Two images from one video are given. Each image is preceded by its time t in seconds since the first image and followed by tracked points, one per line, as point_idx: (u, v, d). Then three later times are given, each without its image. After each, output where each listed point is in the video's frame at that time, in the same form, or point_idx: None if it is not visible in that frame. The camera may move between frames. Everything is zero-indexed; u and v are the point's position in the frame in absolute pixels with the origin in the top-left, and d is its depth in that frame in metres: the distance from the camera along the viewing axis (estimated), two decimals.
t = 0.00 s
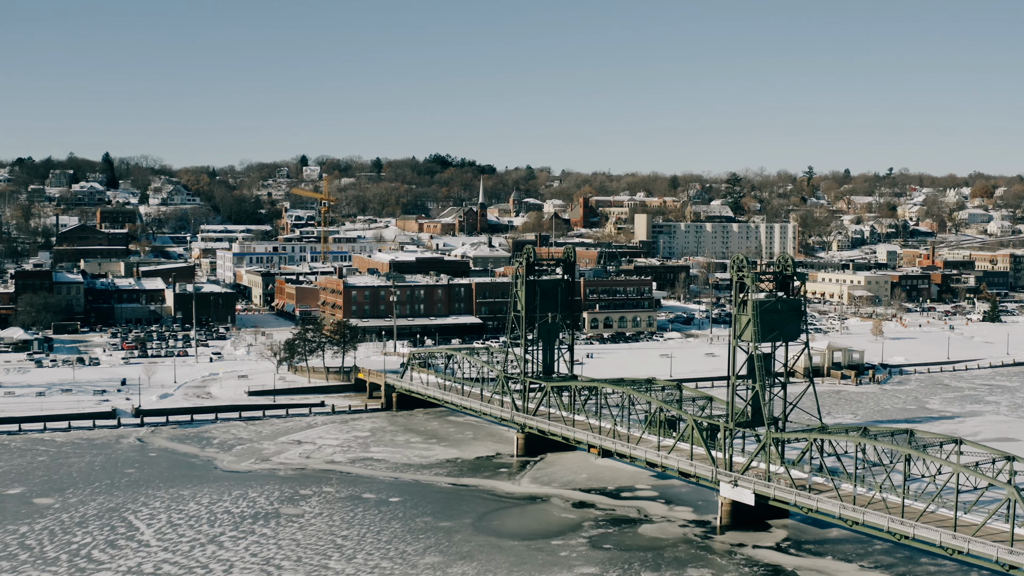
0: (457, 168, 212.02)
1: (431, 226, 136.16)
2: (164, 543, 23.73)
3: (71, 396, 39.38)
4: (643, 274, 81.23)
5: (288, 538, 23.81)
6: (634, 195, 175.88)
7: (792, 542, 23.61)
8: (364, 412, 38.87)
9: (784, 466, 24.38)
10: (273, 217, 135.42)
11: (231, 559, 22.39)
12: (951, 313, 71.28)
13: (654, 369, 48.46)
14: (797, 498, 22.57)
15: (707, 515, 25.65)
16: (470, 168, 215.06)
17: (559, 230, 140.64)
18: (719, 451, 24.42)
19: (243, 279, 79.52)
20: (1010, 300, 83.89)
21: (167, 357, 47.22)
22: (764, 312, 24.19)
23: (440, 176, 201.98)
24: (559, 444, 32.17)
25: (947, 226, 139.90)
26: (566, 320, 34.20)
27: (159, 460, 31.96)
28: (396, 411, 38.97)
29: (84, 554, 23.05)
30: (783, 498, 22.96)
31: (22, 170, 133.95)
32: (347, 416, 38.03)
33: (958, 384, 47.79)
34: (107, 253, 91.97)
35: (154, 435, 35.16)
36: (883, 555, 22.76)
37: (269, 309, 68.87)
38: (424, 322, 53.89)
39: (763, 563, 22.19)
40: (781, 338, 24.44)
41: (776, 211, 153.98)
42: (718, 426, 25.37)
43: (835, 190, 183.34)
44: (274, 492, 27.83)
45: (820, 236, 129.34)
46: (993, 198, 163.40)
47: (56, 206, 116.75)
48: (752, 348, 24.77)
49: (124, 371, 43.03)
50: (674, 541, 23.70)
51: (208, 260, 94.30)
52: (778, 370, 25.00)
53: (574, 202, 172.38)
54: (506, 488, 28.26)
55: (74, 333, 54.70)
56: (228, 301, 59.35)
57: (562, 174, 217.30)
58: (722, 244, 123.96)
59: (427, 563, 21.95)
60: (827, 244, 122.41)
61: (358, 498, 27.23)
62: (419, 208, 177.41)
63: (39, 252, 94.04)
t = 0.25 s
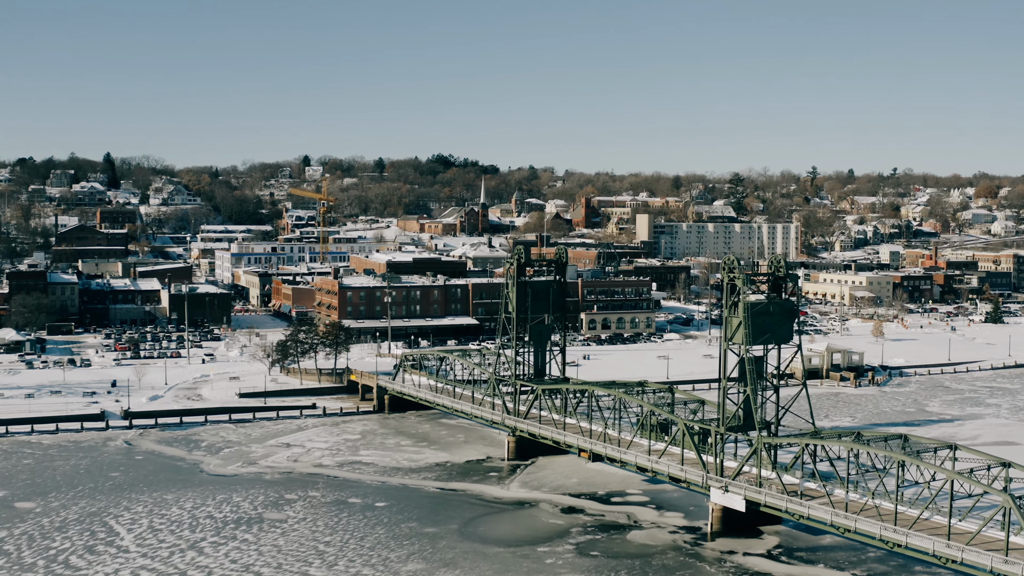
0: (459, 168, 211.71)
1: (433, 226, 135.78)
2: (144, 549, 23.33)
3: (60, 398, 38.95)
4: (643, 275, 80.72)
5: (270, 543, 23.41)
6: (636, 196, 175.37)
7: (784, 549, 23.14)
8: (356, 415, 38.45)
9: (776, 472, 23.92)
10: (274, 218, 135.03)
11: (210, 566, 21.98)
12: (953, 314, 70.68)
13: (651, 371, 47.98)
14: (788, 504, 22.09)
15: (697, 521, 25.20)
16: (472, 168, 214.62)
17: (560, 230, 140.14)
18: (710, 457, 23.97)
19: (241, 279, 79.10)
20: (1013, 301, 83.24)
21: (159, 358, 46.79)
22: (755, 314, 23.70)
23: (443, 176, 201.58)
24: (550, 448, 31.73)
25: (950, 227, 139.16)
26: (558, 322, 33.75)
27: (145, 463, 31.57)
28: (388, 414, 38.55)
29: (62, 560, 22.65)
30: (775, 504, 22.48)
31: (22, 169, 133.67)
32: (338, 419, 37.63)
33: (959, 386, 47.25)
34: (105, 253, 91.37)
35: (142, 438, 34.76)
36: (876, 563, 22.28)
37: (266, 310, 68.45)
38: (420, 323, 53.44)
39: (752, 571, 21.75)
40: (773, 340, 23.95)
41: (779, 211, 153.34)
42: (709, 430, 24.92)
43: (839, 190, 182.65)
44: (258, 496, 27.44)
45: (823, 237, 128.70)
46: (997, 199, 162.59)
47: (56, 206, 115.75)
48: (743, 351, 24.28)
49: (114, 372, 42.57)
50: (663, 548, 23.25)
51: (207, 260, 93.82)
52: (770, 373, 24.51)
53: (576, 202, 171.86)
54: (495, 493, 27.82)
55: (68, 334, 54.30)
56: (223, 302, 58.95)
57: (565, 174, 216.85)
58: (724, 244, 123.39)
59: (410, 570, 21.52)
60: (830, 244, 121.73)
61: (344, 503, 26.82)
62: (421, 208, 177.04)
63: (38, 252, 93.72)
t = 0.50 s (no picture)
0: (462, 168, 211.31)
1: (435, 226, 135.39)
2: (122, 555, 22.94)
3: (49, 399, 38.49)
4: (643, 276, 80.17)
5: (251, 550, 23.03)
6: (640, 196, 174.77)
7: (775, 557, 22.66)
8: (347, 417, 38.06)
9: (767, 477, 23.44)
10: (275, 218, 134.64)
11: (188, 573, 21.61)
12: (956, 315, 70.06)
13: (648, 373, 47.49)
14: (778, 511, 21.59)
15: (688, 528, 24.73)
16: (475, 168, 214.15)
17: (562, 230, 139.56)
18: (701, 462, 23.49)
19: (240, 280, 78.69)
20: (1017, 302, 82.59)
21: (152, 359, 46.35)
22: (746, 317, 23.23)
23: (446, 176, 201.16)
24: (541, 452, 31.29)
25: (954, 227, 138.41)
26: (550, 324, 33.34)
27: (131, 467, 31.16)
28: (380, 416, 38.15)
29: (38, 566, 22.25)
30: (765, 510, 21.98)
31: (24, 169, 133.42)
32: (329, 422, 37.23)
33: (959, 389, 46.73)
34: (104, 253, 90.89)
35: (129, 440, 34.37)
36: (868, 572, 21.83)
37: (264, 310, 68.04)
38: (416, 324, 53.01)
39: None
40: (764, 343, 23.49)
41: (782, 211, 152.66)
42: (699, 434, 24.46)
43: (843, 190, 181.90)
44: (242, 501, 27.08)
45: (827, 237, 128.05)
46: (1002, 199, 161.75)
47: (57, 206, 114.99)
48: (733, 354, 23.82)
49: (105, 373, 42.14)
50: (651, 556, 22.80)
51: (206, 260, 93.39)
52: (761, 376, 24.04)
53: (579, 203, 171.31)
54: (482, 498, 27.38)
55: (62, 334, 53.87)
56: (219, 302, 58.63)
57: (568, 174, 216.41)
58: (727, 245, 122.80)
59: None
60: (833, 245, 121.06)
61: (328, 508, 26.43)
62: (423, 208, 176.64)
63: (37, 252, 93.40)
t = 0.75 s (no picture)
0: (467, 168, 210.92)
1: (438, 226, 134.98)
2: (100, 561, 22.55)
3: (39, 401, 38.11)
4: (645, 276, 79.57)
5: (230, 556, 22.64)
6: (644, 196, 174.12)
7: (765, 565, 22.16)
8: (339, 419, 37.63)
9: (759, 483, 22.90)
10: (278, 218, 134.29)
11: None
12: (959, 317, 69.38)
13: (647, 375, 47.01)
14: (768, 518, 21.06)
15: (678, 534, 24.24)
16: (480, 168, 213.75)
17: (566, 230, 139.03)
18: (690, 467, 22.98)
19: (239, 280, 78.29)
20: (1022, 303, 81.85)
21: (145, 360, 45.94)
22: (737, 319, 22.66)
23: (450, 177, 200.75)
24: (532, 456, 30.81)
25: (960, 227, 137.56)
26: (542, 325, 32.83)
27: (117, 470, 30.77)
28: (372, 418, 37.72)
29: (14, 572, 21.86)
30: (755, 518, 21.45)
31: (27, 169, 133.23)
32: (320, 424, 36.81)
33: (961, 391, 46.12)
34: (104, 254, 90.54)
35: (117, 443, 33.96)
36: None
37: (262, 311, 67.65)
38: (413, 325, 52.59)
39: None
40: (755, 346, 22.92)
41: (787, 212, 151.92)
42: (689, 439, 23.97)
43: (848, 190, 181.04)
44: (226, 505, 26.68)
45: (831, 237, 127.28)
46: (1008, 199, 160.79)
47: (59, 206, 114.58)
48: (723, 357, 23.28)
49: (96, 374, 41.75)
50: (638, 563, 22.34)
51: (206, 260, 93.01)
52: (753, 380, 23.51)
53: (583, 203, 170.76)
54: (470, 503, 26.93)
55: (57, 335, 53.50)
56: (215, 303, 58.21)
57: (573, 174, 215.89)
58: (730, 245, 122.18)
59: None
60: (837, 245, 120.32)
61: (313, 513, 26.03)
62: (427, 208, 176.27)
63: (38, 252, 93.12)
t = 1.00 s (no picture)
0: (472, 169, 210.58)
1: (442, 226, 134.60)
2: (79, 566, 22.20)
3: (30, 402, 37.75)
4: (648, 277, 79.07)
5: (211, 562, 22.31)
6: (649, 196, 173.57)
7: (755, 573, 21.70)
8: (332, 422, 37.26)
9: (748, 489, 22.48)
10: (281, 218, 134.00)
11: None
12: (963, 318, 68.75)
13: (645, 377, 46.53)
14: (758, 526, 20.58)
15: (669, 541, 23.80)
16: (485, 168, 213.37)
17: (570, 230, 138.52)
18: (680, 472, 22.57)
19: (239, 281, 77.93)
20: None
21: (139, 361, 45.61)
22: (727, 322, 22.25)
23: (455, 177, 200.38)
24: (524, 460, 30.41)
25: (966, 227, 136.79)
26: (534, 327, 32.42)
27: (104, 473, 30.42)
28: (366, 421, 37.35)
29: None
30: (745, 525, 20.97)
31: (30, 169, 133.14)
32: (313, 426, 36.43)
33: (963, 394, 45.56)
34: (106, 254, 90.29)
35: (106, 446, 33.62)
36: None
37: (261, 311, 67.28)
38: (410, 327, 52.21)
39: None
40: (746, 349, 22.53)
41: (793, 212, 151.17)
42: (678, 444, 23.52)
43: (855, 190, 180.29)
44: (211, 510, 26.33)
45: (836, 238, 126.60)
46: (1016, 200, 159.85)
47: (62, 206, 114.42)
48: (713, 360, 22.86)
49: (89, 375, 41.41)
50: (626, 571, 21.94)
51: (207, 261, 92.73)
52: (744, 384, 23.12)
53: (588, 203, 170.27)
54: (458, 508, 26.52)
55: (54, 336, 53.14)
56: (213, 303, 57.82)
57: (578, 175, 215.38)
58: (735, 246, 121.56)
59: None
60: (842, 246, 119.62)
61: (299, 518, 25.68)
62: (432, 208, 175.92)
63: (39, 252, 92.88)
